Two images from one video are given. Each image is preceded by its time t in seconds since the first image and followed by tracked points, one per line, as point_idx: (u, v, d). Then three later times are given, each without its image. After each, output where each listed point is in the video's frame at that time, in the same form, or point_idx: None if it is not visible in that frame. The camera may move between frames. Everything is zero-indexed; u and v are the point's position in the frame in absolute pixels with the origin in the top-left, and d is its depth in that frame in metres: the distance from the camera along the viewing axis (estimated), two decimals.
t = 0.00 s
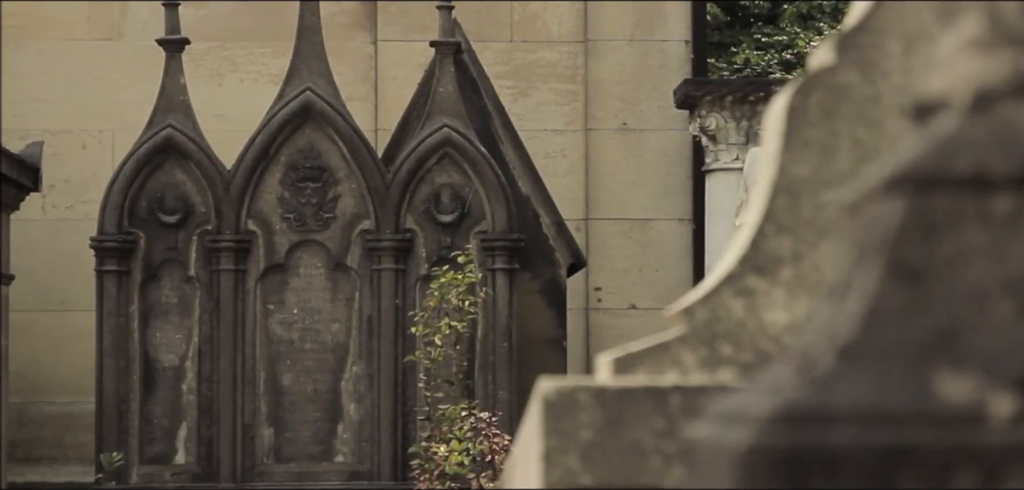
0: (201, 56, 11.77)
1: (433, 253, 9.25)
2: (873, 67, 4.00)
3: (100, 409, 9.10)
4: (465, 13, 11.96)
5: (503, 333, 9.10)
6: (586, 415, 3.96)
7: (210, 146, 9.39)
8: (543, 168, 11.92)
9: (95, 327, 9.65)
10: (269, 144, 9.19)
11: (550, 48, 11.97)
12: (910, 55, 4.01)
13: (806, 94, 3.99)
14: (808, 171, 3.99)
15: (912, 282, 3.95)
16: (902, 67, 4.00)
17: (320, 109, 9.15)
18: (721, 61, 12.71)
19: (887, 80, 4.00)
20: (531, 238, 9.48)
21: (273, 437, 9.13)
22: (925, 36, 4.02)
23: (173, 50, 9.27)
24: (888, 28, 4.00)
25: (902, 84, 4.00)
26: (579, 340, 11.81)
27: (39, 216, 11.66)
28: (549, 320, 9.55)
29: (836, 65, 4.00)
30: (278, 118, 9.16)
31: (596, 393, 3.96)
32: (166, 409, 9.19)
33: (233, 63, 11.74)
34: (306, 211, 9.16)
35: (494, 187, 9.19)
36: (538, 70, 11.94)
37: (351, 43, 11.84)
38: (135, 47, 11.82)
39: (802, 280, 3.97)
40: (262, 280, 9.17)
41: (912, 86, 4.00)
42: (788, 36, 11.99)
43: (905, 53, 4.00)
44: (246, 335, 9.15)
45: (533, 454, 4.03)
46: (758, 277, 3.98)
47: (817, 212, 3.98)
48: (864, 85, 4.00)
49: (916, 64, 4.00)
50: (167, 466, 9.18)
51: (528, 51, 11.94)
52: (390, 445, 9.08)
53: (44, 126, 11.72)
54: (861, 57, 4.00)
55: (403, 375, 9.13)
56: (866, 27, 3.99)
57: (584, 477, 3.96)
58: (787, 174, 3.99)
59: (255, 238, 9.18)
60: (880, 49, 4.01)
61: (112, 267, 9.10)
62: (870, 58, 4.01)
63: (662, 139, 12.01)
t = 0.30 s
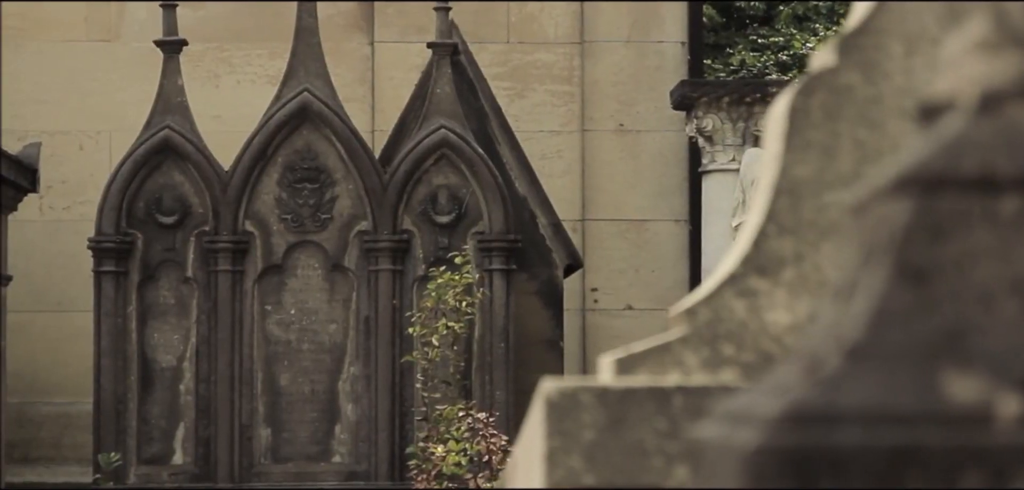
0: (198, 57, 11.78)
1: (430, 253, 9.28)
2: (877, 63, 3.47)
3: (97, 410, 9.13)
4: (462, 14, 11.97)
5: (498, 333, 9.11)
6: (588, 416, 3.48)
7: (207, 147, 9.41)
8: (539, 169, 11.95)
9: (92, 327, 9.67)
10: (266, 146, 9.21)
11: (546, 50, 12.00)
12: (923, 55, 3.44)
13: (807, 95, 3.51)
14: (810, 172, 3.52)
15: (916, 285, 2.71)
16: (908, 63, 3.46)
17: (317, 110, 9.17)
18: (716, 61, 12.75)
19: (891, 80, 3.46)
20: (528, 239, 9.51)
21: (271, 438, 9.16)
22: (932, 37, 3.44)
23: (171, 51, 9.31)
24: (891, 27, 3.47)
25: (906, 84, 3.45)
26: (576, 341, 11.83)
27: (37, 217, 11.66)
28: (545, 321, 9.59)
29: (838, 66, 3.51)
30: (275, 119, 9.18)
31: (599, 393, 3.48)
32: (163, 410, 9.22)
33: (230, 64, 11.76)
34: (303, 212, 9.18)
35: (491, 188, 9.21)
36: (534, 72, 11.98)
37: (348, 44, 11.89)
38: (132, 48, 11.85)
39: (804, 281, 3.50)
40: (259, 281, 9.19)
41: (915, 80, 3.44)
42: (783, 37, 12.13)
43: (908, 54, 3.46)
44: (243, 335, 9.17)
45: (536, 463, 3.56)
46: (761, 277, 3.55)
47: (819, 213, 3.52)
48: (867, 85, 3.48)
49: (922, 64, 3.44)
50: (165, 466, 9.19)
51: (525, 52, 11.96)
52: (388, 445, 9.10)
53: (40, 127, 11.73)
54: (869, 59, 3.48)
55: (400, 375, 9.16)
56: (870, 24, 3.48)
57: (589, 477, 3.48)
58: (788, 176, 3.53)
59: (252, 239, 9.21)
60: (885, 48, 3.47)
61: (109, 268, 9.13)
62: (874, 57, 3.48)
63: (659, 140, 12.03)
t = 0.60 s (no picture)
0: (194, 58, 11.78)
1: (425, 254, 9.29)
2: (876, 66, 3.32)
3: (94, 410, 9.14)
4: (457, 15, 11.99)
5: (494, 334, 9.13)
6: (590, 415, 3.29)
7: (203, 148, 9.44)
8: (534, 169, 11.96)
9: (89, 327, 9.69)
10: (262, 146, 9.23)
11: (541, 51, 12.00)
12: (922, 58, 3.30)
13: (808, 95, 3.35)
14: (811, 173, 3.35)
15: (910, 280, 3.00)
16: (907, 65, 3.31)
17: (312, 111, 9.20)
18: (711, 63, 12.80)
19: (892, 82, 3.32)
20: (523, 239, 9.51)
21: (266, 438, 9.16)
22: (932, 39, 3.30)
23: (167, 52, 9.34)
24: (890, 29, 3.33)
25: (904, 86, 3.31)
26: (570, 342, 11.87)
27: (32, 217, 11.66)
28: (540, 322, 9.61)
29: (839, 68, 3.35)
30: (271, 120, 9.20)
31: (601, 393, 3.29)
32: (159, 410, 9.23)
33: (225, 65, 11.77)
34: (299, 212, 9.20)
35: (485, 188, 9.23)
36: (529, 72, 11.98)
37: (342, 45, 11.93)
38: (129, 50, 11.86)
39: (805, 280, 3.32)
40: (255, 281, 9.20)
41: (915, 83, 3.30)
42: (778, 39, 12.18)
43: (907, 55, 3.31)
44: (239, 335, 9.18)
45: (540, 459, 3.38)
46: (761, 277, 3.36)
47: (820, 213, 3.34)
48: (867, 87, 3.33)
49: (922, 66, 3.30)
50: (161, 466, 9.20)
51: (520, 53, 11.96)
52: (383, 445, 9.13)
53: (36, 128, 11.74)
54: (868, 60, 3.33)
55: (395, 376, 9.16)
56: (870, 27, 3.33)
57: (591, 477, 3.28)
58: (789, 176, 3.36)
59: (248, 240, 9.23)
60: (884, 52, 3.32)
61: (105, 268, 9.14)
62: (874, 59, 3.33)
63: (654, 141, 12.06)
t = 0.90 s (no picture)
0: (186, 59, 11.80)
1: (417, 255, 9.32)
2: (877, 68, 3.34)
3: (87, 410, 9.19)
4: (449, 15, 11.98)
5: (485, 334, 9.15)
6: (592, 415, 3.28)
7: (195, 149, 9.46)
8: (526, 171, 11.99)
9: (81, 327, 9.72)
10: (254, 147, 9.25)
11: (533, 52, 12.01)
12: (922, 60, 3.33)
13: (808, 96, 3.36)
14: (811, 173, 3.35)
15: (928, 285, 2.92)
16: (908, 65, 3.33)
17: (304, 111, 9.22)
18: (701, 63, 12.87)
19: (892, 82, 3.34)
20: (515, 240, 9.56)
21: (258, 438, 9.19)
22: (933, 39, 3.33)
23: (160, 53, 9.42)
24: (890, 30, 3.34)
25: (904, 87, 3.33)
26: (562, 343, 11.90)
27: (24, 217, 11.71)
28: (531, 322, 9.63)
29: (839, 68, 3.36)
30: (264, 120, 9.22)
31: (603, 393, 3.29)
32: (151, 410, 9.26)
33: (217, 66, 11.78)
34: (291, 213, 9.22)
35: (477, 189, 9.26)
36: (520, 73, 11.98)
37: (335, 46, 11.93)
38: (120, 50, 11.85)
39: (806, 280, 3.32)
40: (247, 281, 9.22)
41: (915, 83, 3.32)
42: (768, 40, 12.28)
43: (908, 56, 3.33)
44: (231, 336, 9.20)
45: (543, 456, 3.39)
46: (761, 278, 3.35)
47: (820, 214, 3.34)
48: (868, 87, 3.35)
49: (922, 66, 3.32)
50: (153, 466, 9.24)
51: (511, 54, 11.96)
52: (375, 446, 9.14)
53: (29, 129, 11.75)
54: (869, 61, 3.35)
55: (387, 376, 9.19)
56: (869, 28, 3.34)
57: (592, 477, 3.28)
58: (789, 176, 3.36)
59: (240, 240, 9.24)
60: (885, 53, 3.34)
61: (98, 269, 9.18)
62: (874, 60, 3.35)
63: (645, 142, 12.10)
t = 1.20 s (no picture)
0: (175, 59, 11.80)
1: (407, 255, 9.34)
2: (877, 68, 3.28)
3: (76, 410, 9.18)
4: (437, 16, 11.99)
5: (476, 334, 9.19)
6: (593, 415, 3.28)
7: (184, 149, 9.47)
8: (514, 171, 12.04)
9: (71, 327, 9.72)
10: (244, 147, 9.26)
11: (522, 52, 12.05)
12: (921, 61, 3.26)
13: (807, 97, 3.31)
14: (809, 174, 3.31)
15: (941, 287, 2.98)
16: (908, 66, 3.27)
17: (294, 112, 9.24)
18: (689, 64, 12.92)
19: (889, 83, 3.28)
20: (504, 241, 9.58)
21: (249, 438, 9.21)
22: (931, 41, 3.26)
23: (150, 53, 9.40)
24: (889, 30, 3.28)
25: (902, 89, 3.27)
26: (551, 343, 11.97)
27: (14, 218, 11.72)
28: (521, 322, 9.65)
29: (837, 70, 3.31)
30: (254, 121, 9.25)
31: (603, 393, 3.28)
32: (141, 410, 9.27)
33: (207, 66, 11.79)
34: (281, 213, 9.23)
35: (467, 189, 9.29)
36: (509, 74, 12.02)
37: (324, 46, 11.96)
38: (111, 50, 11.85)
39: (806, 280, 3.28)
40: (237, 282, 9.24)
41: (914, 85, 3.26)
42: (756, 41, 12.35)
43: (907, 57, 3.27)
44: (221, 336, 9.22)
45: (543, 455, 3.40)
46: (760, 278, 3.32)
47: (819, 215, 3.29)
48: (865, 89, 3.29)
49: (922, 68, 3.25)
50: (143, 466, 9.27)
51: (500, 55, 11.99)
52: (365, 446, 9.17)
53: (20, 130, 11.76)
54: (868, 61, 3.29)
55: (377, 376, 9.22)
56: (868, 30, 3.29)
57: (593, 478, 3.27)
58: (788, 176, 3.32)
59: (230, 241, 9.26)
60: (883, 53, 3.28)
61: (88, 269, 9.18)
62: (873, 61, 3.29)
63: (634, 142, 12.13)
